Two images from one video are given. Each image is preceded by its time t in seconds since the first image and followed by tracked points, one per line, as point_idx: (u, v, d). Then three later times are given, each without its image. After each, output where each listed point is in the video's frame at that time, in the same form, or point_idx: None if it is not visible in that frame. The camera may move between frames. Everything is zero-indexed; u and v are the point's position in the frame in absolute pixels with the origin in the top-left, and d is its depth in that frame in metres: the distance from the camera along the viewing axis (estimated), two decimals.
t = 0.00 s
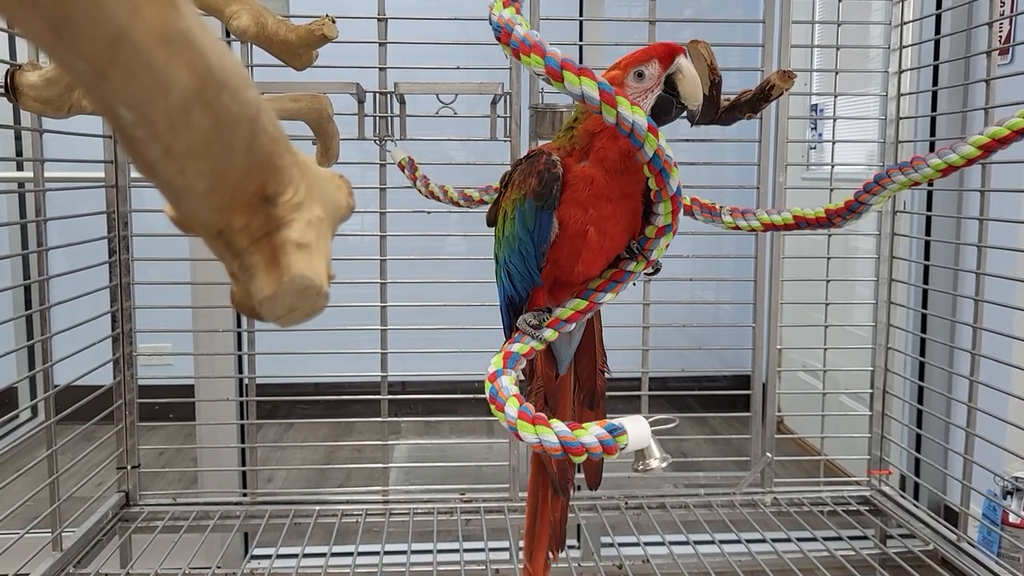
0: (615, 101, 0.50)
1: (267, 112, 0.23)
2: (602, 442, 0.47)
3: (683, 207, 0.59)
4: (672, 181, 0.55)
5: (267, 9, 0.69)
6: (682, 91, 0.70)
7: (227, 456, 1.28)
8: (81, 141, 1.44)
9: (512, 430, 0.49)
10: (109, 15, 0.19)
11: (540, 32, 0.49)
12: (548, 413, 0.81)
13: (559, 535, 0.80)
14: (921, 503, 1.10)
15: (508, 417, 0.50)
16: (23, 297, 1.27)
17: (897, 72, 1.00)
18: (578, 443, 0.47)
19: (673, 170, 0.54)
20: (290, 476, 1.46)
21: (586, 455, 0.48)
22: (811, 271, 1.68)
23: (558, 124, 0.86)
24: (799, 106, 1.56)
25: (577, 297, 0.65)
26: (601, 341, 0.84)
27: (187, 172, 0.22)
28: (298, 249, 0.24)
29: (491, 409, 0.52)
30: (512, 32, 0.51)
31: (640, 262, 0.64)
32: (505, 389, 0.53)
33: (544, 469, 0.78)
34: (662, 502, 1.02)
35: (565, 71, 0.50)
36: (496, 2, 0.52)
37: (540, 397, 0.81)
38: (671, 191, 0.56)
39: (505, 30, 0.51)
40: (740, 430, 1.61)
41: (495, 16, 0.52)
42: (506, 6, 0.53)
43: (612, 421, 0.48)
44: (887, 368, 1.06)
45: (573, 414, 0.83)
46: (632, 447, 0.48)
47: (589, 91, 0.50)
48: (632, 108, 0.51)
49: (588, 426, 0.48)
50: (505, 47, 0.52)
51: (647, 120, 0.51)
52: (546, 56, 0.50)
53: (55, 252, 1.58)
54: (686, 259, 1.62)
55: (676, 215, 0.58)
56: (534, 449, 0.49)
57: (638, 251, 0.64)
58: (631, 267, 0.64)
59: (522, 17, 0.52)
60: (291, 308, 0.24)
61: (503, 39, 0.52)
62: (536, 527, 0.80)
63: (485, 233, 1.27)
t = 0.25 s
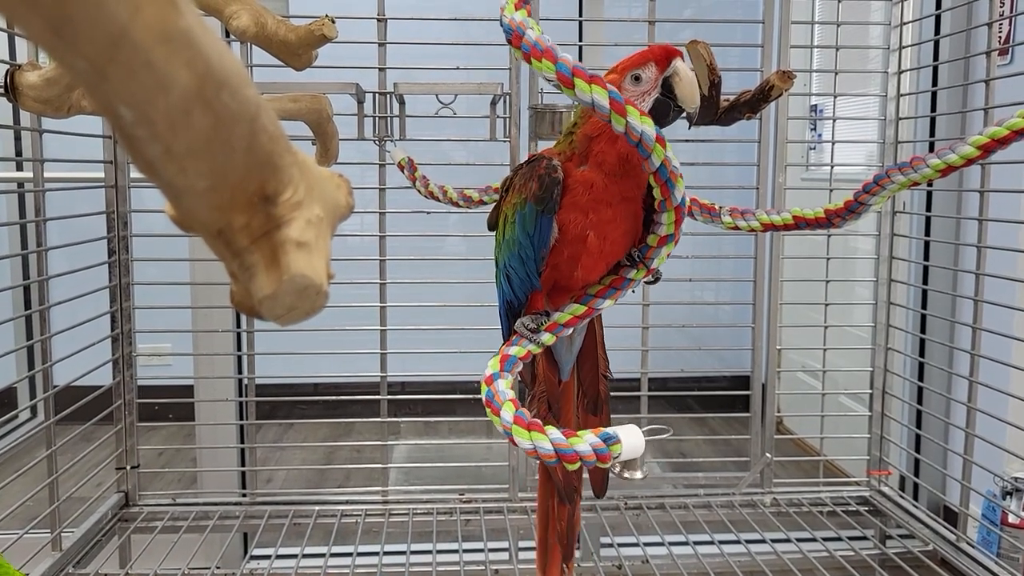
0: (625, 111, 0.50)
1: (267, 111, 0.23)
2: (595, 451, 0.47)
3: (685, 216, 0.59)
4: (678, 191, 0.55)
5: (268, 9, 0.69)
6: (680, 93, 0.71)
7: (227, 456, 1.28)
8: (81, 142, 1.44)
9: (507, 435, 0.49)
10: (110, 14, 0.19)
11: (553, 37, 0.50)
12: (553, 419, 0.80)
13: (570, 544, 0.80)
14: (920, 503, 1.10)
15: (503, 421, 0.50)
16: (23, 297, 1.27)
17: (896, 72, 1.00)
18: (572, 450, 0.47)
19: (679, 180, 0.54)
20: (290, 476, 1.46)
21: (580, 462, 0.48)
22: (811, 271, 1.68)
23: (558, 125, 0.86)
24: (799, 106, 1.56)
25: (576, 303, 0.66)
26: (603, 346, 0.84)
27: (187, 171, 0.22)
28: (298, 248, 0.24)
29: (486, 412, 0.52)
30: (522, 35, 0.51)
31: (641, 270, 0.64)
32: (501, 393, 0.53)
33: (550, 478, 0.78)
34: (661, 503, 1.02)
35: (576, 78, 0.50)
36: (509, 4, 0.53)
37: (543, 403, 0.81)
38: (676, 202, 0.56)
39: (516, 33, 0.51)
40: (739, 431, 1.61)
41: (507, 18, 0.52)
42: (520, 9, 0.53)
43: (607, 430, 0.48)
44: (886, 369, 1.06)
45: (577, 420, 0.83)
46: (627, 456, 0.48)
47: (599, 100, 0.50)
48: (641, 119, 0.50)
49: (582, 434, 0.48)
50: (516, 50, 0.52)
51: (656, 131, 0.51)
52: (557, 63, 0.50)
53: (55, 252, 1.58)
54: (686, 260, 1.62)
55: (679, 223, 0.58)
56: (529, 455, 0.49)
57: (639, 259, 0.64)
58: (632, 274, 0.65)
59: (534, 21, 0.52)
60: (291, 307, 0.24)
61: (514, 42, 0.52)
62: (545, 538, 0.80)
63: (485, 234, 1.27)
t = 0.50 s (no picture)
0: (618, 100, 0.50)
1: (266, 112, 0.23)
2: (608, 442, 0.47)
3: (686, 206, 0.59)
4: (676, 181, 0.55)
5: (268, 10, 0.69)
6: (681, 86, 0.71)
7: (226, 457, 1.28)
8: (80, 142, 1.44)
9: (517, 432, 0.49)
10: (109, 15, 0.19)
11: (542, 32, 0.50)
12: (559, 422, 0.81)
13: (580, 549, 0.79)
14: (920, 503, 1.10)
15: (512, 419, 0.50)
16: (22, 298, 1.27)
17: (896, 73, 1.00)
18: (584, 443, 0.47)
19: (677, 168, 0.54)
20: (290, 478, 1.46)
21: (593, 455, 0.48)
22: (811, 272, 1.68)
23: (558, 125, 0.86)
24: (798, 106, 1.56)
25: (582, 301, 0.66)
26: (609, 349, 0.84)
27: (187, 171, 0.22)
28: (298, 249, 0.24)
29: (495, 410, 0.52)
30: (514, 32, 0.51)
31: (644, 265, 0.64)
32: (510, 390, 0.53)
33: (558, 482, 0.79)
34: (661, 504, 1.02)
35: (568, 69, 0.50)
36: (499, 3, 0.53)
37: (550, 407, 0.81)
38: (676, 191, 0.56)
39: (507, 30, 0.52)
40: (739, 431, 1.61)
41: (498, 16, 0.52)
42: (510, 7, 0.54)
43: (618, 421, 0.48)
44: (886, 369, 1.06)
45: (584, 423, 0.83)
46: (640, 448, 0.48)
47: (592, 90, 0.49)
48: (635, 107, 0.50)
49: (593, 427, 0.48)
50: (508, 47, 0.52)
51: (651, 118, 0.51)
52: (549, 55, 0.50)
53: (54, 253, 1.58)
54: (686, 260, 1.62)
55: (679, 214, 0.58)
56: (540, 451, 0.49)
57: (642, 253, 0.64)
58: (635, 270, 0.65)
59: (525, 17, 0.52)
60: (290, 309, 0.24)
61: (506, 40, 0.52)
62: (552, 541, 0.80)
63: (485, 234, 1.27)
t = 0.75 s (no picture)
0: (620, 108, 0.50)
1: (267, 112, 0.23)
2: (597, 451, 0.47)
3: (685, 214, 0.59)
4: (677, 189, 0.55)
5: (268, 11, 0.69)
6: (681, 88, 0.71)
7: (226, 458, 1.28)
8: (80, 143, 1.44)
9: (506, 437, 0.49)
10: (109, 15, 0.19)
11: (547, 36, 0.50)
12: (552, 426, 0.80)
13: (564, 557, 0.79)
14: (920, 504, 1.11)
15: (502, 423, 0.50)
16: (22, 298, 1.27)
17: (895, 73, 1.00)
18: (573, 452, 0.47)
19: (678, 178, 0.54)
20: (289, 478, 1.46)
21: (581, 464, 0.48)
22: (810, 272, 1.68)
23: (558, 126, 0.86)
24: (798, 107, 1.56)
25: (576, 305, 0.65)
26: (603, 352, 0.84)
27: (187, 172, 0.22)
28: (297, 249, 0.24)
29: (486, 414, 0.52)
30: (517, 34, 0.51)
31: (641, 270, 0.64)
32: (501, 395, 0.53)
33: (548, 486, 0.79)
34: (660, 504, 1.02)
35: (570, 75, 0.50)
36: (503, 3, 0.53)
37: (541, 410, 0.80)
38: (676, 200, 0.56)
39: (511, 32, 0.52)
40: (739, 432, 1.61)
41: (501, 17, 0.52)
42: (514, 8, 0.54)
43: (608, 431, 0.48)
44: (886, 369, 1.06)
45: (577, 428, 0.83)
46: (628, 457, 0.48)
47: (595, 97, 0.49)
48: (638, 115, 0.50)
49: (583, 435, 0.48)
50: (511, 48, 0.52)
51: (653, 128, 0.51)
52: (551, 60, 0.50)
53: (54, 253, 1.58)
54: (685, 261, 1.62)
55: (679, 223, 0.58)
56: (528, 457, 0.49)
57: (639, 259, 0.65)
58: (632, 275, 0.65)
59: (528, 19, 0.52)
60: (290, 309, 0.24)
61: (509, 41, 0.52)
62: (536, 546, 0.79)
63: (484, 235, 1.27)
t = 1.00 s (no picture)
0: (614, 102, 0.50)
1: (266, 113, 0.23)
2: (595, 448, 0.47)
3: (680, 212, 0.59)
4: (672, 185, 0.55)
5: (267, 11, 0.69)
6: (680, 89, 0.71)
7: (225, 458, 1.28)
8: (79, 143, 1.44)
9: (502, 435, 0.49)
10: (109, 16, 0.19)
11: (539, 32, 0.50)
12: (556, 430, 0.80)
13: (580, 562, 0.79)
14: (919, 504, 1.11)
15: (499, 421, 0.50)
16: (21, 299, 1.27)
17: (894, 74, 1.00)
18: (570, 449, 0.47)
19: (673, 174, 0.54)
20: (289, 478, 1.46)
21: (579, 461, 0.48)
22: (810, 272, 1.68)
23: (557, 126, 0.86)
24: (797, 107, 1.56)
25: (573, 305, 0.66)
26: (607, 357, 0.84)
27: (186, 173, 0.22)
28: (296, 250, 0.24)
29: (482, 412, 0.52)
30: (510, 32, 0.51)
31: (638, 270, 0.64)
32: (498, 393, 0.53)
33: (557, 495, 0.78)
34: (660, 505, 1.02)
35: (564, 70, 0.50)
36: (497, 3, 0.53)
37: (546, 414, 0.81)
38: (671, 196, 0.57)
39: (504, 30, 0.52)
40: (739, 432, 1.61)
41: (495, 16, 0.52)
42: (508, 7, 0.54)
43: (605, 429, 0.48)
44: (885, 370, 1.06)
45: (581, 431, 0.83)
46: (626, 456, 0.48)
47: (588, 92, 0.49)
48: (632, 111, 0.50)
49: (580, 433, 0.48)
50: (505, 47, 0.52)
51: (647, 122, 0.51)
52: (545, 56, 0.50)
53: (54, 254, 1.58)
54: (685, 261, 1.62)
55: (674, 221, 0.58)
56: (525, 456, 0.49)
57: (636, 258, 0.65)
58: (628, 275, 0.65)
59: (522, 18, 0.52)
60: (289, 310, 0.24)
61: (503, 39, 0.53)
62: (553, 556, 0.80)
63: (483, 235, 1.27)
